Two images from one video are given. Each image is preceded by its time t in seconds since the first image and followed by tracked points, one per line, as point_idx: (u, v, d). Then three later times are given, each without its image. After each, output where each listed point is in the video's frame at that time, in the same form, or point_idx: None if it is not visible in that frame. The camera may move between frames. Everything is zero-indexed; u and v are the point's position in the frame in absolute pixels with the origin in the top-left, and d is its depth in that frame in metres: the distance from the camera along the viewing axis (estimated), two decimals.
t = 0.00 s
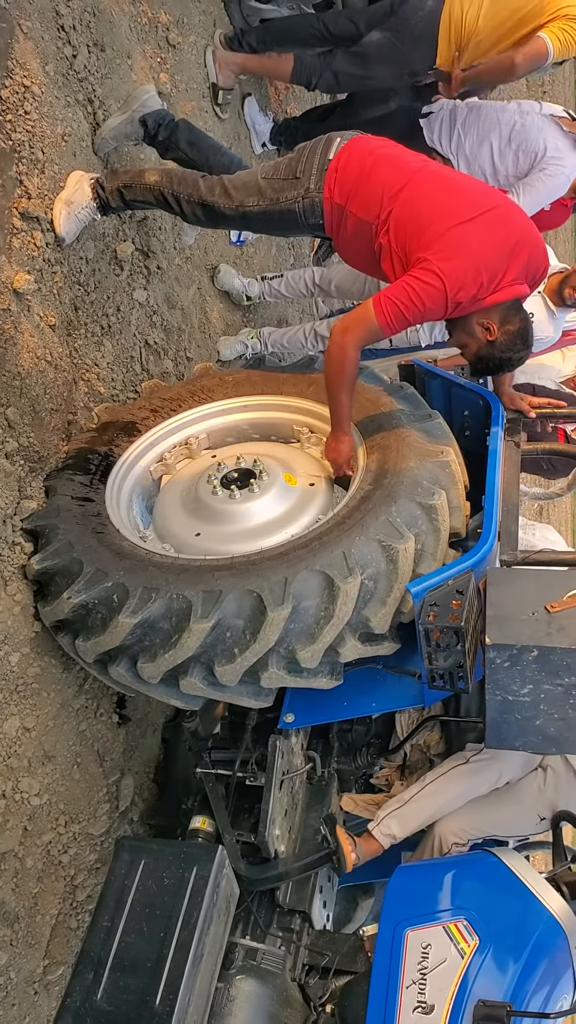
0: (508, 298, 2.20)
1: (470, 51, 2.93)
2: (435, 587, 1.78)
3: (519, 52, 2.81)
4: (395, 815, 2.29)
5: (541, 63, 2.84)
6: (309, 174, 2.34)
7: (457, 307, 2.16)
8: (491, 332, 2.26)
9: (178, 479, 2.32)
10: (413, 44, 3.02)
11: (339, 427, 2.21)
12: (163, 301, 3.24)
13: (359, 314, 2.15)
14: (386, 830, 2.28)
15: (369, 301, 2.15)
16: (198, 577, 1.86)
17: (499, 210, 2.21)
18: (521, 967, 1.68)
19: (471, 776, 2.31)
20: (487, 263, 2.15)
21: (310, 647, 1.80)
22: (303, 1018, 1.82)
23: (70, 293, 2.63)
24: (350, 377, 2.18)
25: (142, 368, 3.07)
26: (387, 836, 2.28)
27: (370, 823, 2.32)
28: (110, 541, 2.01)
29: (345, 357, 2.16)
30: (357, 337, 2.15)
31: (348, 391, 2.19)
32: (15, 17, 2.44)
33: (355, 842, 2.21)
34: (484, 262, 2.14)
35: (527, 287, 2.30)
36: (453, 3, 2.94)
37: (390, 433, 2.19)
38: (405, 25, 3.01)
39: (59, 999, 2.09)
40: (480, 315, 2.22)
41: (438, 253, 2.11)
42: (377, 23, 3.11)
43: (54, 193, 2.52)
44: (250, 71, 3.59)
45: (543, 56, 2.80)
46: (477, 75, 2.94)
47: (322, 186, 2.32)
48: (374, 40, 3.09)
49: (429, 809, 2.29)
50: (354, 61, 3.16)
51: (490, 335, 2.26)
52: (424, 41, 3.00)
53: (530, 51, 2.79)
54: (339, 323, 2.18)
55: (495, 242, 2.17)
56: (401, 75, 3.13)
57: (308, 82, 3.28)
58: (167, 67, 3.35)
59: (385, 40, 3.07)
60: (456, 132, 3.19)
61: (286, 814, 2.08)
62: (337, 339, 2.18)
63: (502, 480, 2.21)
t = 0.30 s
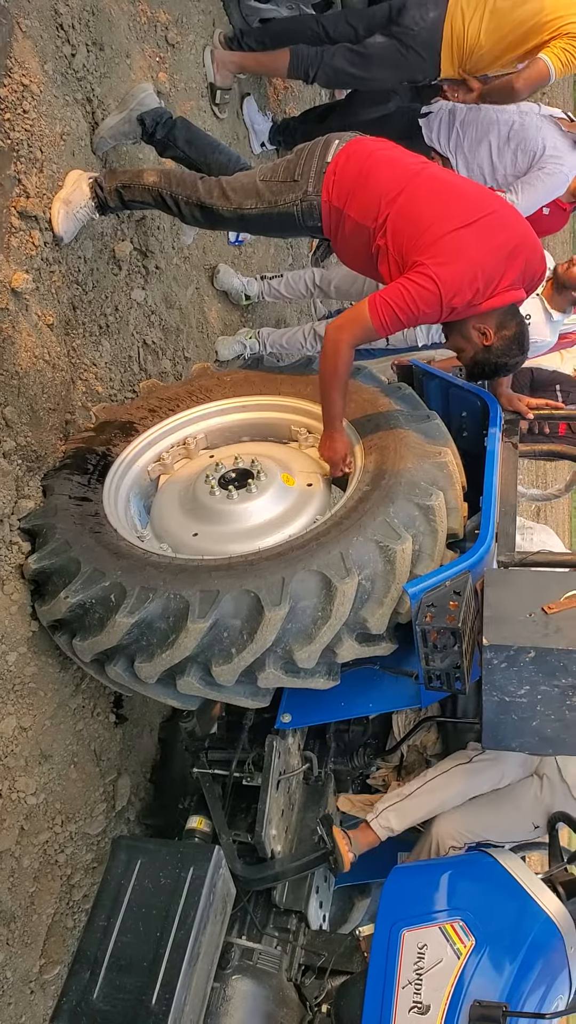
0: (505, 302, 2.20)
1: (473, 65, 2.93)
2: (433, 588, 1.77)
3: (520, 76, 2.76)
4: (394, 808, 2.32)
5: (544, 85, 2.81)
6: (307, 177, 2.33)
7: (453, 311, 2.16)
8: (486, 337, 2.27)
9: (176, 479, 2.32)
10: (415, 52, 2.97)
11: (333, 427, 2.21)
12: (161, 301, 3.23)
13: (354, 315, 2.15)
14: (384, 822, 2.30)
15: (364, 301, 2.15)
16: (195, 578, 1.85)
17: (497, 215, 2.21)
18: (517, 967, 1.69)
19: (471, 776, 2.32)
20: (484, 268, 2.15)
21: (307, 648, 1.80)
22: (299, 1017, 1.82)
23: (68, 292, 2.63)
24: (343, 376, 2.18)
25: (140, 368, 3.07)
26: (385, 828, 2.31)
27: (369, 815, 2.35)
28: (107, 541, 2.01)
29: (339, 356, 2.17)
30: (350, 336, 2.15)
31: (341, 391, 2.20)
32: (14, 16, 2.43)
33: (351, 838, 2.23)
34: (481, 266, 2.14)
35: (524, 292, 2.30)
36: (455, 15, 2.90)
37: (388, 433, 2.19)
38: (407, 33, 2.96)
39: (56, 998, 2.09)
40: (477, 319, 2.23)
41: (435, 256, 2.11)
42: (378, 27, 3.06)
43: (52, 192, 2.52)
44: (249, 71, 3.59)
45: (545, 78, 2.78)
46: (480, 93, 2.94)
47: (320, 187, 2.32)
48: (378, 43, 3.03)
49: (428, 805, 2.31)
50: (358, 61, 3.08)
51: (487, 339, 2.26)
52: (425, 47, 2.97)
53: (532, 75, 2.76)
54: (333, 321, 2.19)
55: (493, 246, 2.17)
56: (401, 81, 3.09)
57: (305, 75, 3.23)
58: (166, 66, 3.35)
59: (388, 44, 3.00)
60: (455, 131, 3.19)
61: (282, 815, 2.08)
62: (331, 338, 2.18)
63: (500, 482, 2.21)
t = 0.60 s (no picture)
0: (504, 304, 2.20)
1: (475, 73, 2.91)
2: (431, 589, 1.77)
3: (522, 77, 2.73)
4: (396, 800, 2.32)
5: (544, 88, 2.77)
6: (306, 179, 2.33)
7: (452, 313, 2.17)
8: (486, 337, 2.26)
9: (174, 480, 2.32)
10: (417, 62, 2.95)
11: (333, 428, 2.20)
12: (160, 302, 3.23)
13: (354, 316, 2.16)
14: (386, 812, 2.31)
15: (364, 302, 2.16)
16: (194, 578, 1.85)
17: (497, 217, 2.21)
18: (514, 969, 1.69)
19: (475, 775, 2.33)
20: (484, 270, 2.15)
21: (305, 648, 1.80)
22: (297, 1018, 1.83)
23: (67, 292, 2.63)
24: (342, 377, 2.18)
25: (139, 368, 3.06)
26: (385, 819, 2.31)
27: (369, 806, 2.34)
28: (105, 541, 2.00)
29: (338, 356, 2.17)
30: (350, 336, 2.15)
31: (340, 392, 2.19)
32: (13, 16, 2.43)
33: (348, 833, 2.20)
34: (481, 268, 2.14)
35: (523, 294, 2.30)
36: (456, 24, 2.88)
37: (386, 434, 2.19)
38: (408, 39, 2.94)
39: (53, 999, 2.09)
40: (476, 322, 2.23)
41: (435, 259, 2.12)
42: (378, 33, 3.06)
43: (51, 192, 2.52)
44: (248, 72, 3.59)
45: (546, 81, 2.74)
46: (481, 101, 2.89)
47: (319, 189, 2.32)
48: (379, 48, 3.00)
49: (430, 799, 2.32)
50: (357, 65, 3.08)
51: (486, 341, 2.26)
52: (427, 55, 2.96)
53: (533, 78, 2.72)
54: (333, 322, 2.19)
55: (493, 248, 2.17)
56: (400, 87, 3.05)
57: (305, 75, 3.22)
58: (165, 67, 3.35)
59: (389, 48, 2.98)
60: (455, 134, 3.16)
61: (280, 815, 2.07)
62: (331, 339, 2.18)
63: (499, 482, 2.22)
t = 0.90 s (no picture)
0: (502, 307, 2.20)
1: (470, 78, 2.90)
2: (429, 592, 1.77)
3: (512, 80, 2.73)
4: (395, 801, 2.33)
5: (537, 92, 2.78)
6: (303, 182, 2.34)
7: (450, 316, 2.17)
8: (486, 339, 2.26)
9: (172, 483, 2.31)
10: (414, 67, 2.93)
11: (330, 430, 2.21)
12: (157, 304, 3.23)
13: (351, 318, 2.16)
14: (384, 814, 2.31)
15: (362, 303, 2.16)
16: (191, 582, 1.85)
17: (494, 220, 2.21)
18: (512, 973, 1.69)
19: (474, 779, 2.31)
20: (482, 272, 2.15)
21: (303, 650, 1.79)
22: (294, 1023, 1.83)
23: (65, 294, 2.63)
24: (339, 379, 2.18)
25: (136, 371, 3.06)
26: (384, 820, 2.31)
27: (368, 807, 2.35)
28: (103, 543, 2.00)
29: (336, 356, 2.17)
30: (348, 337, 2.16)
31: (336, 393, 2.19)
32: (11, 18, 2.43)
33: (347, 834, 2.19)
34: (478, 270, 2.15)
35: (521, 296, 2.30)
36: (453, 31, 2.90)
37: (384, 437, 2.19)
38: (407, 44, 2.95)
39: (50, 1003, 2.08)
40: (474, 325, 2.23)
41: (432, 261, 2.12)
42: (377, 38, 3.10)
43: (48, 194, 2.52)
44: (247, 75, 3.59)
45: (538, 84, 2.75)
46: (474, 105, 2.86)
47: (317, 193, 2.33)
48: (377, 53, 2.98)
49: (429, 801, 2.32)
50: (355, 68, 3.04)
51: (485, 344, 2.27)
52: (424, 62, 2.95)
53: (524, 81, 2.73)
54: (330, 323, 2.19)
55: (490, 250, 2.17)
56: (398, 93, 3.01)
57: (302, 78, 3.20)
58: (163, 70, 3.35)
59: (387, 53, 2.97)
60: (452, 146, 3.12)
61: (278, 818, 2.07)
62: (328, 340, 2.18)
63: (497, 484, 2.22)
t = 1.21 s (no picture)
0: (500, 309, 2.21)
1: (468, 84, 2.91)
2: (427, 594, 1.77)
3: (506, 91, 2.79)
4: (393, 807, 2.31)
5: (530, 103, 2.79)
6: (301, 184, 2.34)
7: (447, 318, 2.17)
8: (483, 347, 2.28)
9: (170, 485, 2.31)
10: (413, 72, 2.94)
11: (328, 431, 2.20)
12: (155, 306, 3.23)
13: (349, 321, 2.16)
14: (382, 819, 2.30)
15: (360, 306, 2.16)
16: (190, 584, 1.85)
17: (492, 222, 2.21)
18: (511, 976, 1.69)
19: (474, 785, 2.30)
20: (479, 274, 2.15)
21: (302, 652, 1.79)
22: None
23: (63, 296, 2.63)
24: (337, 382, 2.18)
25: (134, 373, 3.06)
26: (381, 825, 2.30)
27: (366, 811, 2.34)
28: (101, 546, 2.00)
29: (335, 359, 2.16)
30: (347, 340, 2.16)
31: (334, 395, 2.19)
32: (9, 20, 2.43)
33: (346, 839, 2.21)
34: (476, 273, 2.15)
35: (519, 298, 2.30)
36: (451, 37, 2.90)
37: (382, 439, 2.19)
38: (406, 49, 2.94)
39: (48, 1006, 2.08)
40: (473, 328, 2.23)
41: (430, 264, 2.12)
42: (374, 42, 3.11)
43: (47, 196, 2.52)
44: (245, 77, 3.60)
45: (532, 95, 2.76)
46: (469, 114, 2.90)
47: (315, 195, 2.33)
48: (375, 55, 3.00)
49: (429, 807, 2.30)
50: (353, 72, 3.04)
51: (483, 346, 2.27)
52: (422, 68, 2.95)
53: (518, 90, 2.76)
54: (328, 326, 2.20)
55: (488, 252, 2.17)
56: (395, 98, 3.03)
57: (300, 81, 3.20)
58: (161, 71, 3.35)
59: (386, 57, 2.97)
60: (451, 158, 3.15)
61: (276, 821, 2.07)
62: (326, 343, 2.19)
63: (495, 486, 2.22)
